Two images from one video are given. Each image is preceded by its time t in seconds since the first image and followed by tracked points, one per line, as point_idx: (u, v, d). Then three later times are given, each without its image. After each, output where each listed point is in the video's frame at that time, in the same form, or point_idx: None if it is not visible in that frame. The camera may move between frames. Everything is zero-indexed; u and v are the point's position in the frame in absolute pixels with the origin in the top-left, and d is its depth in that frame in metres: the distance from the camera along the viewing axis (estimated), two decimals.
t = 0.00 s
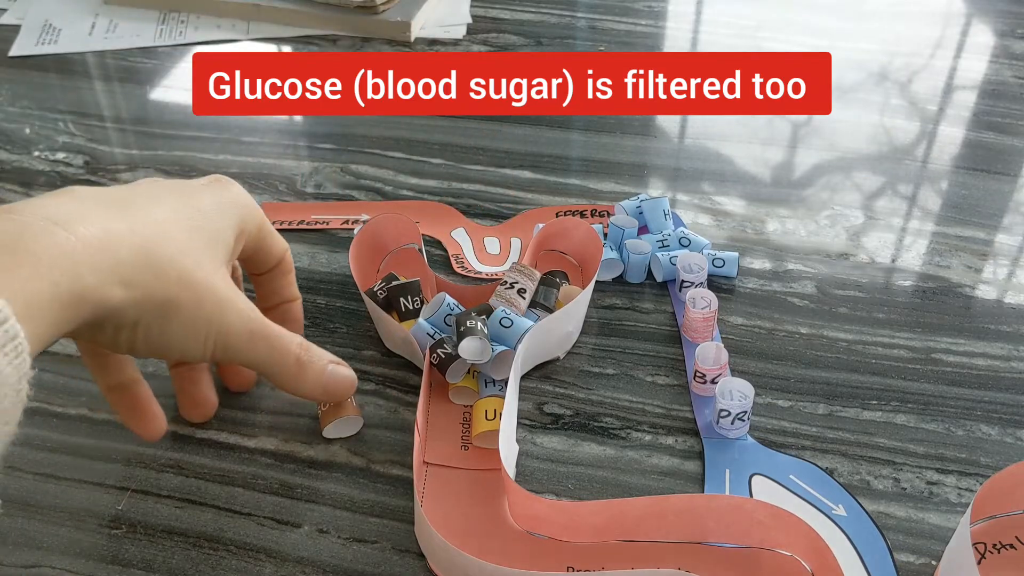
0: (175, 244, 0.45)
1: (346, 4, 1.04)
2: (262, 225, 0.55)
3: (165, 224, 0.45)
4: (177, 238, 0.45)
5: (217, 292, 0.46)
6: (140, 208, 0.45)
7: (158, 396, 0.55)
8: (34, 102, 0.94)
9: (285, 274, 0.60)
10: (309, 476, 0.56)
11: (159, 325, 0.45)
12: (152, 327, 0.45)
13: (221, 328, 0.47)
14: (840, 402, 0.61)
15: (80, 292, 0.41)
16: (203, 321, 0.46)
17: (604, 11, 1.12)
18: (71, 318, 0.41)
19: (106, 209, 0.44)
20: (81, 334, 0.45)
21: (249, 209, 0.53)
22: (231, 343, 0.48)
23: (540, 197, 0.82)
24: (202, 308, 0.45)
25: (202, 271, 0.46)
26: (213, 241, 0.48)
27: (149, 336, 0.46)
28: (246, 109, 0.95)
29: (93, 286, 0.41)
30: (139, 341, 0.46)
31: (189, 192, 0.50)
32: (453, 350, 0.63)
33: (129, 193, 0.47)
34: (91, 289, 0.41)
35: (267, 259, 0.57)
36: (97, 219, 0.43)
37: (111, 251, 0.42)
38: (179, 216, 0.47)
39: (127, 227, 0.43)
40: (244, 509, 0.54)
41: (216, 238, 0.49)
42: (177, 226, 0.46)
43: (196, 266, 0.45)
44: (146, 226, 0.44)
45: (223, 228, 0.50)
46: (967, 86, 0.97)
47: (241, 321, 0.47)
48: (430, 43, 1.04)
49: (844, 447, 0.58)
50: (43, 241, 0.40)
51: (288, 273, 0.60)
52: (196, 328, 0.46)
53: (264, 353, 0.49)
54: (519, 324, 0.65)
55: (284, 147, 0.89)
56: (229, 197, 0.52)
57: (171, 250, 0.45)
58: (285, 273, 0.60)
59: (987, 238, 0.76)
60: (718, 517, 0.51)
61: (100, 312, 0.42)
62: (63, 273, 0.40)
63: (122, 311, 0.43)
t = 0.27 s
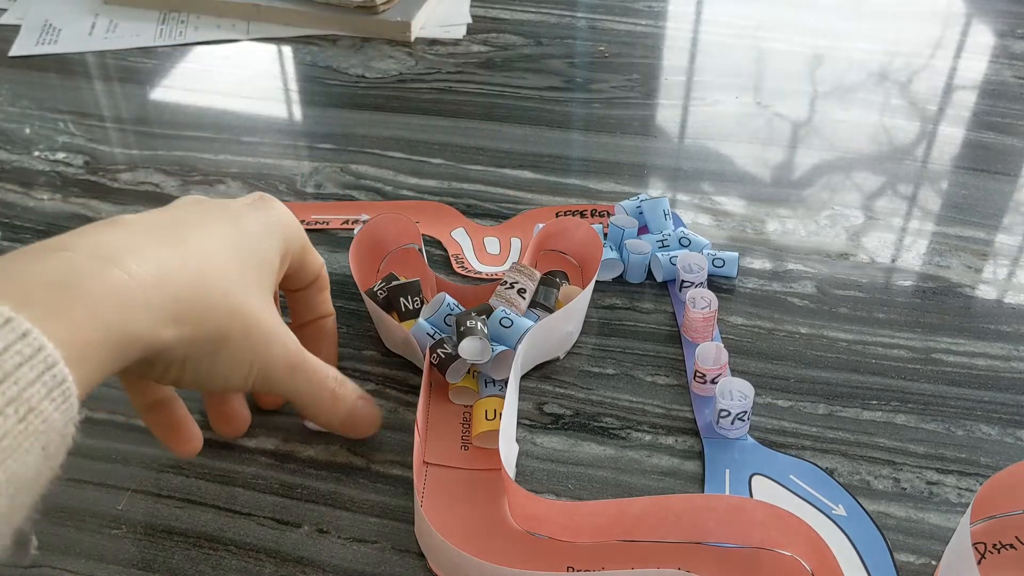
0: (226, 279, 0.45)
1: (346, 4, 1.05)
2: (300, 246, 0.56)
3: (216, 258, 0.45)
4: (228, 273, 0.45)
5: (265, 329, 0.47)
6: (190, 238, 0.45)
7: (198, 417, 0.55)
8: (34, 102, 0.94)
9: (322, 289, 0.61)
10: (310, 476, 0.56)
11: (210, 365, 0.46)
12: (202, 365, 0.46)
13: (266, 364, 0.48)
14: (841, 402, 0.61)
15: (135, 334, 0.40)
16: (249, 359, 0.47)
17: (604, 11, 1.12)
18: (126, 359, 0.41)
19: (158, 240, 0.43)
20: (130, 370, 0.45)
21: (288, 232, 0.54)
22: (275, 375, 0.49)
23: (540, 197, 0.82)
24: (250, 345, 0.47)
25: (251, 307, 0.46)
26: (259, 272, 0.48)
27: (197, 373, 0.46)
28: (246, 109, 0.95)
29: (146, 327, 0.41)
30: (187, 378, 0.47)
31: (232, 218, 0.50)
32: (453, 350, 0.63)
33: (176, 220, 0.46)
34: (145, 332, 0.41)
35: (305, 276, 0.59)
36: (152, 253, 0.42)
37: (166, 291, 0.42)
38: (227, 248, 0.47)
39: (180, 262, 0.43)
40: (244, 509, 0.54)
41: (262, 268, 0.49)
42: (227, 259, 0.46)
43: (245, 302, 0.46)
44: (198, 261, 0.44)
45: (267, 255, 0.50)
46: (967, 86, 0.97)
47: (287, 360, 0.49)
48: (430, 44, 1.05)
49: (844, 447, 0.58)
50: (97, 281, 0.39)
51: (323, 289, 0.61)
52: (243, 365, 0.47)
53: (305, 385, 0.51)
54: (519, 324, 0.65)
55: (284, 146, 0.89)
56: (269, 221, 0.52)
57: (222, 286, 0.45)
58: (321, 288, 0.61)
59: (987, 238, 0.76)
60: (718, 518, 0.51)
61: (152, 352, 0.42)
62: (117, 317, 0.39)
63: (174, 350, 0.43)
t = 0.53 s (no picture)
0: (193, 254, 0.44)
1: (346, 4, 1.05)
2: (277, 230, 0.54)
3: (181, 232, 0.44)
4: (196, 250, 0.44)
5: (230, 304, 0.45)
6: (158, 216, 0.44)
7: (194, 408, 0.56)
8: (34, 102, 0.94)
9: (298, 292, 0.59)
10: (309, 476, 0.56)
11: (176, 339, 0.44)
12: (171, 342, 0.44)
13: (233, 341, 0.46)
14: (841, 402, 0.61)
15: (93, 299, 0.39)
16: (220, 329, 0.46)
17: (604, 11, 1.12)
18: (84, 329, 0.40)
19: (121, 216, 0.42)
20: (92, 343, 0.44)
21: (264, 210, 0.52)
22: (240, 350, 0.48)
23: (540, 197, 0.82)
24: (217, 322, 0.45)
25: (217, 284, 0.45)
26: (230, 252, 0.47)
27: (163, 349, 0.45)
28: (246, 109, 0.95)
29: (105, 296, 0.40)
30: (154, 355, 0.45)
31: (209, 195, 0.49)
32: (453, 350, 0.63)
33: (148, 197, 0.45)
34: (105, 304, 0.40)
35: (285, 268, 0.57)
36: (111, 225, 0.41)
37: (129, 265, 0.41)
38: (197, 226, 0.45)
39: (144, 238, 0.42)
40: (244, 509, 0.54)
41: (237, 248, 0.47)
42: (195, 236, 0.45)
43: (211, 277, 0.44)
44: (160, 235, 0.43)
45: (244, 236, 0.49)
46: (967, 86, 0.97)
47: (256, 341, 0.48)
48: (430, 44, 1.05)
49: (844, 448, 0.58)
50: (55, 250, 0.38)
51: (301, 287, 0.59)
52: (211, 339, 0.46)
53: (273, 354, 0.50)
54: (519, 324, 0.65)
55: (284, 146, 0.89)
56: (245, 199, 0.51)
57: (188, 262, 0.43)
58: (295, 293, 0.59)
59: (987, 238, 0.76)
60: (718, 518, 0.51)
61: (114, 322, 0.41)
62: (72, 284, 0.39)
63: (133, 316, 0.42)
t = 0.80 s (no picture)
0: (222, 89, 0.43)
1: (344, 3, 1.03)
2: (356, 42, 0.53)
3: (222, 83, 0.43)
4: (239, 97, 0.43)
5: (287, 144, 0.44)
6: (191, 71, 0.43)
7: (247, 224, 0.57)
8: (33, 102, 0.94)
9: (406, 93, 0.58)
10: (310, 476, 0.56)
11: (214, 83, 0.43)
12: (216, 181, 0.43)
13: (292, 149, 0.44)
14: (840, 402, 0.61)
15: (111, 160, 0.39)
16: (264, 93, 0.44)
17: (604, 11, 1.12)
18: (107, 191, 0.40)
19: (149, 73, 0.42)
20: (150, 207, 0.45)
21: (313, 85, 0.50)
22: (312, 195, 0.45)
23: (540, 197, 0.82)
24: (265, 163, 0.43)
25: (252, 125, 0.43)
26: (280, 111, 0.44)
27: (220, 201, 0.45)
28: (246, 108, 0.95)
29: (127, 140, 0.40)
30: (212, 207, 0.45)
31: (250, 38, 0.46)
32: (453, 351, 0.63)
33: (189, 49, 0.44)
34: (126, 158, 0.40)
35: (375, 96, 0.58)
36: (141, 87, 0.41)
37: (153, 125, 0.40)
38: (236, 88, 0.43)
39: (171, 92, 0.41)
40: (244, 510, 0.54)
41: (283, 79, 0.46)
42: (224, 73, 0.44)
43: (248, 122, 0.43)
44: (200, 99, 0.42)
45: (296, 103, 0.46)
46: (967, 86, 0.97)
47: (308, 147, 0.44)
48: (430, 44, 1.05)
49: (844, 448, 0.58)
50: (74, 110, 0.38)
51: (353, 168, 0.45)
52: (268, 181, 0.44)
53: (303, 155, 0.44)
54: (519, 325, 0.65)
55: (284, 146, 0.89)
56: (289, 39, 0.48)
57: (219, 105, 0.42)
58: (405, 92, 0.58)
59: (987, 238, 0.76)
60: (718, 518, 0.51)
61: (144, 180, 0.41)
62: (85, 138, 0.38)
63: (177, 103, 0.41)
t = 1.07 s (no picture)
0: (180, 66, 0.41)
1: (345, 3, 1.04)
2: None
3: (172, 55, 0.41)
4: (193, 70, 0.41)
5: (258, 108, 0.43)
6: (141, 50, 0.41)
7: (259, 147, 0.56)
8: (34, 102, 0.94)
9: None
10: (310, 476, 0.56)
11: (178, 62, 0.41)
12: (193, 159, 0.43)
13: (267, 115, 0.43)
14: (840, 402, 0.61)
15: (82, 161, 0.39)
16: (231, 60, 0.42)
17: (604, 11, 1.12)
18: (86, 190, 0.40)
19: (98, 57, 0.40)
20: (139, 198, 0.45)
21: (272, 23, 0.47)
22: (293, 145, 0.45)
23: (540, 197, 0.82)
24: (239, 132, 0.43)
25: (217, 98, 0.42)
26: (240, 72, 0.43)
27: (205, 176, 0.45)
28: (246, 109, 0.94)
29: (90, 142, 0.39)
30: (199, 184, 0.46)
31: None
32: (453, 351, 0.63)
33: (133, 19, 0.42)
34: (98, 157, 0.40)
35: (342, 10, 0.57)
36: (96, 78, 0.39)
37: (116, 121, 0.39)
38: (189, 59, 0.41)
39: (125, 76, 0.40)
40: (244, 510, 0.54)
41: (235, 31, 0.43)
42: (179, 44, 0.41)
43: (211, 98, 0.41)
44: (154, 81, 0.40)
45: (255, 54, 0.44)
46: (967, 86, 0.97)
47: (281, 100, 0.43)
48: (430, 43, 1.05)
49: (844, 448, 0.58)
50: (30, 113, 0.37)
51: (322, 99, 0.45)
52: (244, 145, 0.44)
53: (275, 111, 0.43)
54: (519, 325, 0.65)
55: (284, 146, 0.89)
56: None
57: (178, 82, 0.41)
58: None
59: (987, 238, 0.76)
60: (718, 518, 0.51)
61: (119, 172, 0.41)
62: (52, 141, 0.38)
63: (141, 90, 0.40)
